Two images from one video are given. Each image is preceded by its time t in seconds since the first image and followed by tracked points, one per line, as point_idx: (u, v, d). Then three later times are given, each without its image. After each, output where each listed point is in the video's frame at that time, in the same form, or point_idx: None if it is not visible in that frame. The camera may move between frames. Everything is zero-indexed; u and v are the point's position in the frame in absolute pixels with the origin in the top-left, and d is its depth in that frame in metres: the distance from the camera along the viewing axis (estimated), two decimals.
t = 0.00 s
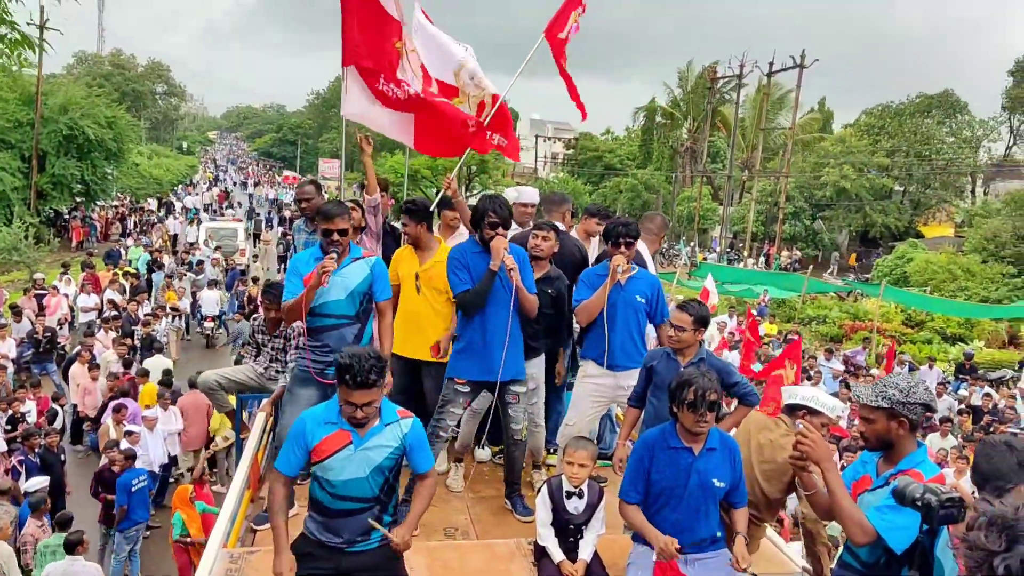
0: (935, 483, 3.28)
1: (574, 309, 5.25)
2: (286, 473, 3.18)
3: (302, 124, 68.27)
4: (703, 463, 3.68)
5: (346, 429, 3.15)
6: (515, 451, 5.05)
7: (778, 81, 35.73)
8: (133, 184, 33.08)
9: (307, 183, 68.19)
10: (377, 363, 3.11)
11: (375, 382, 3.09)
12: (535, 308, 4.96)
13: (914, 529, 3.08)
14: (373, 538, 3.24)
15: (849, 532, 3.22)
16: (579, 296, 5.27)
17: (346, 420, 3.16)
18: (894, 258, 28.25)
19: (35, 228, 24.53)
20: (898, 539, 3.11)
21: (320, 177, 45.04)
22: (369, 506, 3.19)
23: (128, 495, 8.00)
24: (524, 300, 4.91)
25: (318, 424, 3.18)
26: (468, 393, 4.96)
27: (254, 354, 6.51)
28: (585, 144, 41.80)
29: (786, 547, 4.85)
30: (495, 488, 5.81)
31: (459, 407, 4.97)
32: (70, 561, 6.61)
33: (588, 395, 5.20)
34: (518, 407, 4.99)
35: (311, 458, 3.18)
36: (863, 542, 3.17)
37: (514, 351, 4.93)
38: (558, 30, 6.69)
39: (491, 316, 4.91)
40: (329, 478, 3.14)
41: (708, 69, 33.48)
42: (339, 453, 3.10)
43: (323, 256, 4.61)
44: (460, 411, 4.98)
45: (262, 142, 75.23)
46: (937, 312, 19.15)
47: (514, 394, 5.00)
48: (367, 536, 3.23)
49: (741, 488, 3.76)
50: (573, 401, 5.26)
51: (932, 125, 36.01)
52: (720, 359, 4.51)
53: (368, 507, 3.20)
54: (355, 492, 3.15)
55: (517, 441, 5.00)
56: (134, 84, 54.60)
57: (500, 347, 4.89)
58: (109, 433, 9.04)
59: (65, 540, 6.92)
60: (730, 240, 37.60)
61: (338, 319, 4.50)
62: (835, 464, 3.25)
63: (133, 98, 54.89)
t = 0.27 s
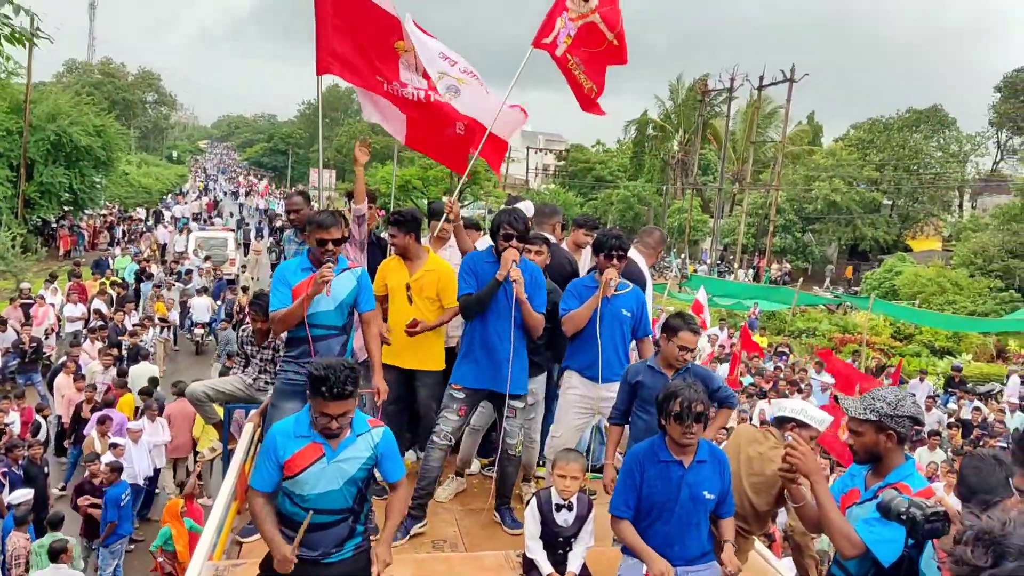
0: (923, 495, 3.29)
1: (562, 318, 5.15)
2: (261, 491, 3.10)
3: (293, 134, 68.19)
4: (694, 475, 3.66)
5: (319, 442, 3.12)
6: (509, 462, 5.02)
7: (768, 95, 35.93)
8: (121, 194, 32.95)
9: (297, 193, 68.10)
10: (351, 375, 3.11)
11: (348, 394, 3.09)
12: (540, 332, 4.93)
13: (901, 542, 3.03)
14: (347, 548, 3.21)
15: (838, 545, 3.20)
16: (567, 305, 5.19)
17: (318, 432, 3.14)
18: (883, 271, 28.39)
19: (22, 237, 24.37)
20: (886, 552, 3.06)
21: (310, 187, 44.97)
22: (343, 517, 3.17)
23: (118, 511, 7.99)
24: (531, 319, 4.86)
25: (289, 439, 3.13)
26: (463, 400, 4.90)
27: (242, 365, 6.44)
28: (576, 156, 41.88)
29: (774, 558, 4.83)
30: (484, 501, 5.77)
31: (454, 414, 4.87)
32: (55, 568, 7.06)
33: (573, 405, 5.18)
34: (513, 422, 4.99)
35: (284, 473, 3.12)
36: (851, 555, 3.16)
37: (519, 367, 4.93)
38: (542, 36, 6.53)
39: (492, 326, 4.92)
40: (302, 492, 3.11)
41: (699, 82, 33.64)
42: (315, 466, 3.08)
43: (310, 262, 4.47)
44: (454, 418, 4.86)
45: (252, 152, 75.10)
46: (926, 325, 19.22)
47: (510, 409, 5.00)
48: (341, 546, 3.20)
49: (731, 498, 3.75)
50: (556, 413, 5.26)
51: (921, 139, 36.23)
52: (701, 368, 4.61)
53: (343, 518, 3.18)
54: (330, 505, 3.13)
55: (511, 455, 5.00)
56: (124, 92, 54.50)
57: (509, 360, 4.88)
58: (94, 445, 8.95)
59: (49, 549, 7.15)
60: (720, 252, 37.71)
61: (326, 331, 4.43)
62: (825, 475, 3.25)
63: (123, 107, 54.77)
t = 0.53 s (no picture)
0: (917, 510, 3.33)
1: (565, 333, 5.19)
2: (242, 508, 3.09)
3: (288, 146, 68.15)
4: (688, 489, 3.62)
5: (304, 459, 3.10)
6: (500, 476, 4.92)
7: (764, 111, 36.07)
8: (115, 205, 32.87)
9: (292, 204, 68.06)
10: (334, 391, 3.09)
11: (334, 408, 3.07)
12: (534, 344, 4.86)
13: (895, 558, 3.02)
14: (334, 567, 3.20)
15: (834, 560, 3.20)
16: (571, 319, 5.19)
17: (305, 450, 3.11)
18: (878, 286, 28.45)
19: (16, 247, 24.25)
20: (882, 567, 3.07)
21: (306, 199, 44.92)
22: (329, 536, 3.16)
23: (105, 525, 8.00)
24: (521, 333, 4.79)
25: (274, 456, 3.10)
26: (454, 410, 4.89)
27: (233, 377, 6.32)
28: (572, 169, 41.97)
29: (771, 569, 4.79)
30: (479, 513, 5.71)
31: (447, 424, 4.87)
32: None
33: (577, 417, 5.16)
34: (501, 435, 4.93)
35: (268, 490, 3.10)
36: (848, 570, 3.16)
37: (511, 381, 4.91)
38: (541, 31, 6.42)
39: (479, 335, 4.92)
40: (288, 510, 3.08)
41: (695, 97, 33.75)
42: (301, 483, 3.05)
43: (305, 276, 4.41)
44: (447, 429, 4.86)
45: (247, 164, 75.08)
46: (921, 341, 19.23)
47: (498, 422, 4.94)
48: (328, 565, 3.18)
49: (727, 516, 3.68)
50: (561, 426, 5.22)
51: (916, 155, 36.36)
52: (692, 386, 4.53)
53: (329, 537, 3.17)
54: (314, 522, 3.11)
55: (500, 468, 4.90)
56: (120, 103, 54.50)
57: (503, 374, 4.88)
58: (86, 458, 8.86)
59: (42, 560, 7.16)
60: (716, 266, 37.73)
61: (321, 345, 4.41)
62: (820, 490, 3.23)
63: (119, 118, 54.74)
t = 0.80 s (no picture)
0: (914, 528, 3.36)
1: (562, 344, 5.12)
2: (254, 533, 3.08)
3: (288, 159, 68.36)
4: (683, 505, 3.59)
5: (309, 485, 3.08)
6: (492, 493, 4.92)
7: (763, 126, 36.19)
8: (114, 217, 32.92)
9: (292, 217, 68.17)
10: (341, 417, 3.08)
11: (340, 433, 3.05)
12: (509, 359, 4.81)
13: None
14: None
15: None
16: (567, 330, 5.17)
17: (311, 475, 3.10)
18: (877, 302, 28.47)
19: (14, 258, 24.28)
20: None
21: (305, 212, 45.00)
22: (338, 562, 3.14)
23: (95, 543, 7.99)
24: (494, 344, 4.74)
25: (282, 480, 3.10)
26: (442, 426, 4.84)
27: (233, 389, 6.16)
28: (571, 184, 42.06)
29: None
30: (475, 528, 5.67)
31: (433, 441, 4.82)
32: None
33: (573, 431, 5.12)
34: (487, 453, 4.86)
35: (278, 514, 3.12)
36: None
37: (494, 399, 4.87)
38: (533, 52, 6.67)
39: (459, 350, 4.91)
40: (297, 535, 3.09)
41: (694, 112, 33.90)
42: (307, 508, 3.05)
43: (308, 290, 4.39)
44: (434, 446, 4.81)
45: (247, 177, 75.29)
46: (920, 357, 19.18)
47: (482, 441, 4.90)
48: None
49: (723, 533, 3.64)
50: (557, 439, 5.18)
51: (915, 170, 36.46)
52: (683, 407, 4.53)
53: (337, 563, 3.14)
54: (326, 547, 3.11)
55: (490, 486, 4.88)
56: (121, 115, 54.75)
57: (487, 392, 4.85)
58: (80, 473, 8.81)
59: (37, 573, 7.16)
60: (715, 280, 37.76)
61: (325, 357, 4.37)
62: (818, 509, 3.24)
63: (119, 130, 54.96)
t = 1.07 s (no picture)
0: (916, 547, 3.36)
1: (560, 357, 5.12)
2: (274, 541, 3.07)
3: (289, 171, 68.51)
4: (683, 519, 3.56)
5: (332, 493, 3.12)
6: (479, 503, 4.70)
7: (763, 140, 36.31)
8: (114, 227, 32.94)
9: (292, 228, 68.26)
10: (363, 430, 3.08)
11: (368, 437, 3.09)
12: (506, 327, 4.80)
13: None
14: None
15: None
16: (564, 344, 5.14)
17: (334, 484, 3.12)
18: (877, 317, 28.46)
19: (14, 268, 24.29)
20: None
21: (306, 224, 45.06)
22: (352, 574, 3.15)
23: (92, 557, 7.95)
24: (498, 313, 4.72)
25: (304, 488, 3.13)
26: (417, 438, 4.94)
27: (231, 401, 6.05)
28: (571, 197, 42.15)
29: None
30: (474, 541, 5.65)
31: (413, 453, 4.96)
32: None
33: (568, 445, 5.15)
34: (467, 464, 4.76)
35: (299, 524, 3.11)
36: None
37: (471, 404, 4.82)
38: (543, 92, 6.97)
39: (437, 358, 4.86)
40: (315, 544, 3.11)
41: (694, 126, 33.98)
42: (327, 518, 3.09)
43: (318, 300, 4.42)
44: (414, 457, 4.96)
45: (247, 188, 75.41)
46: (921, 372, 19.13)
47: (461, 449, 4.82)
48: None
49: (723, 546, 3.60)
50: (553, 451, 5.23)
51: (915, 185, 36.55)
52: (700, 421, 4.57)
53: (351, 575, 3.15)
54: (342, 557, 3.12)
55: (475, 498, 4.70)
56: (122, 126, 54.91)
57: (465, 401, 4.79)
58: (77, 485, 8.77)
59: None
60: (714, 294, 37.78)
61: (329, 370, 4.29)
62: (814, 529, 3.41)
63: (121, 141, 55.10)
